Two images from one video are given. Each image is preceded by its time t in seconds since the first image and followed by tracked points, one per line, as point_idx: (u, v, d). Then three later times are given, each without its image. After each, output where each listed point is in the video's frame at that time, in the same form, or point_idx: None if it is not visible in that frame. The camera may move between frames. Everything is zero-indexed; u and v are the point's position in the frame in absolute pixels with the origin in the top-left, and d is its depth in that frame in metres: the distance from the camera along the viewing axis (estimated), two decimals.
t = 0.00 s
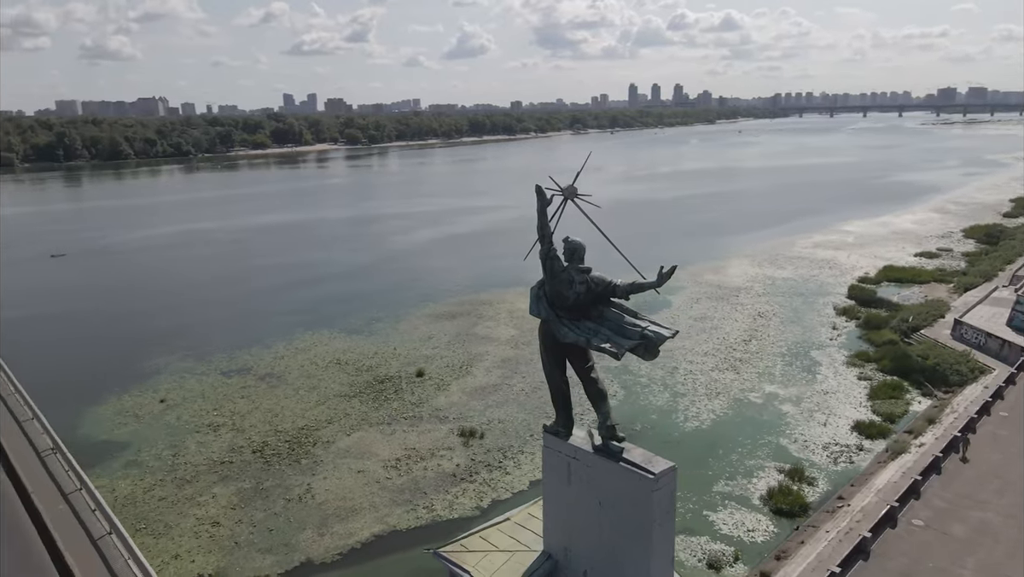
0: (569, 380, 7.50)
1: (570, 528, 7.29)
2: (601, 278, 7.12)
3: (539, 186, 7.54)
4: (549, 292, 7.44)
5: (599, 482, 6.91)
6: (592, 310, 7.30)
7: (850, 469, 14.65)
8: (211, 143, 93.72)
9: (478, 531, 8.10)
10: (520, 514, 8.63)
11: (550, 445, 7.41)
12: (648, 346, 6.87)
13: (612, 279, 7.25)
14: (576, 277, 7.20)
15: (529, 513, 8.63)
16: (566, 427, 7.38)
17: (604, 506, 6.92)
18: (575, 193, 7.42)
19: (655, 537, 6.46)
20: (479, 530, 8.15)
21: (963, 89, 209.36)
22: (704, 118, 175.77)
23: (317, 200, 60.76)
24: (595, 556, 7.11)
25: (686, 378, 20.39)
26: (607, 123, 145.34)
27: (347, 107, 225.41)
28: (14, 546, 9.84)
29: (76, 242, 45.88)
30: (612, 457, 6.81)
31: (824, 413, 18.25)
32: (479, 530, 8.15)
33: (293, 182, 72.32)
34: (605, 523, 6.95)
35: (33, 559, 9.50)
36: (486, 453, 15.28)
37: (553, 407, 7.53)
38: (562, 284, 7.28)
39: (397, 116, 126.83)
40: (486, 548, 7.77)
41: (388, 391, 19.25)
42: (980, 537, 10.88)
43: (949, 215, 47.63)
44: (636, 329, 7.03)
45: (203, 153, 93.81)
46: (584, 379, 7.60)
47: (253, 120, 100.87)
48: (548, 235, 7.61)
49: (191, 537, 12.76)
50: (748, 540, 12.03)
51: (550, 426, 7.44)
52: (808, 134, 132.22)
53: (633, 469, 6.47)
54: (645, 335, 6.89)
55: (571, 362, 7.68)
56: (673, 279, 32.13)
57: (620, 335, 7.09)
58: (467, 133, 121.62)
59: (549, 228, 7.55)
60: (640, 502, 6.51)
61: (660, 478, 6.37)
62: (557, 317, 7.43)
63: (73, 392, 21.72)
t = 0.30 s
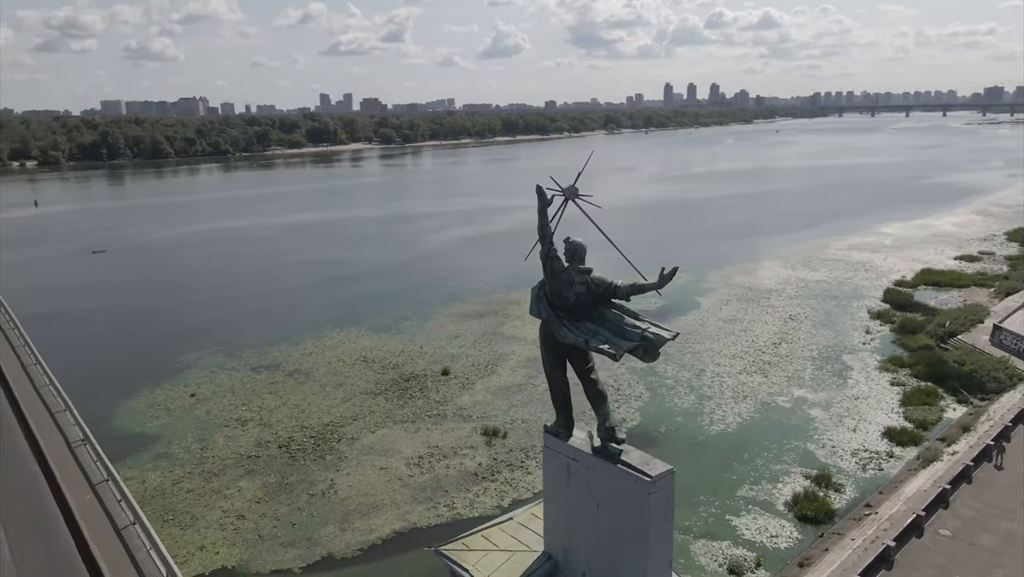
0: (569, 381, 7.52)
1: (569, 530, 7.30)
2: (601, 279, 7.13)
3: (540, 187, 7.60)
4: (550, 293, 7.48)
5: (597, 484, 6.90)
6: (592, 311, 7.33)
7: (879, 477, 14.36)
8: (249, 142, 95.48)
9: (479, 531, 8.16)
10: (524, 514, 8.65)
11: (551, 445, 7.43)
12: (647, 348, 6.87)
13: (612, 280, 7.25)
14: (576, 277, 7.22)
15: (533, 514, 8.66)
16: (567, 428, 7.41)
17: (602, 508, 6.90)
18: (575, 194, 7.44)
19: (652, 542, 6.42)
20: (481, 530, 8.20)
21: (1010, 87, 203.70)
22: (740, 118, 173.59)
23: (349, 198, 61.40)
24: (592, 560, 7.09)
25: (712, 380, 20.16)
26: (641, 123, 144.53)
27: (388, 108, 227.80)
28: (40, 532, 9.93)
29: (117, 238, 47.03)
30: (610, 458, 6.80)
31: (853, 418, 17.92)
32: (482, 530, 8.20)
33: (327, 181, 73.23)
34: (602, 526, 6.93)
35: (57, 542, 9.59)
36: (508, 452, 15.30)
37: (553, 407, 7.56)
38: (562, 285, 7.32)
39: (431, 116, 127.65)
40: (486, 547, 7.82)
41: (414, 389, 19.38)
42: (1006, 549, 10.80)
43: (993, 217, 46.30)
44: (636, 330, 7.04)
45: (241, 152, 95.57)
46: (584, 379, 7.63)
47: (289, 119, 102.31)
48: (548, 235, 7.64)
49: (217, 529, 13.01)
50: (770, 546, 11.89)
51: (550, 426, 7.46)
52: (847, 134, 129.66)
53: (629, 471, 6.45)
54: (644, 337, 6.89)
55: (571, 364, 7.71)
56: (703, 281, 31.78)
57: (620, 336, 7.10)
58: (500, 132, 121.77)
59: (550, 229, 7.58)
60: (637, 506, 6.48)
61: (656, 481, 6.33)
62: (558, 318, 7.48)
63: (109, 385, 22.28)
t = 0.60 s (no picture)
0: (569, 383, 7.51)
1: (568, 530, 7.28)
2: (601, 280, 7.09)
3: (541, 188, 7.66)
4: (550, 294, 7.50)
5: (595, 485, 6.88)
6: (591, 312, 7.31)
7: (909, 485, 14.04)
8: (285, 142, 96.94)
9: (481, 529, 8.20)
10: (527, 514, 8.65)
11: (551, 446, 7.43)
12: (646, 350, 6.81)
13: (611, 280, 7.20)
14: (576, 278, 7.23)
15: (536, 514, 8.66)
16: (567, 429, 7.39)
17: (600, 510, 6.88)
18: (576, 195, 7.47)
19: (648, 544, 6.38)
20: (483, 529, 8.23)
21: None
22: (777, 117, 171.12)
23: (382, 197, 61.95)
24: (590, 561, 7.07)
25: (740, 384, 19.89)
26: (676, 122, 143.36)
27: (424, 107, 229.54)
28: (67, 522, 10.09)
29: (157, 235, 48.16)
30: (608, 460, 6.78)
31: (884, 424, 17.54)
32: (483, 529, 8.22)
33: (361, 179, 74.00)
34: (600, 528, 6.90)
35: (84, 531, 9.80)
36: (531, 452, 15.29)
37: (554, 409, 7.55)
38: (562, 286, 7.34)
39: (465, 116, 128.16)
40: (487, 547, 7.84)
41: (439, 387, 19.49)
42: None
43: None
44: (635, 331, 6.98)
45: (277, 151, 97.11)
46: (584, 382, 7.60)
47: (325, 119, 103.63)
48: (548, 236, 7.65)
49: (242, 522, 13.24)
50: (794, 553, 11.74)
51: (551, 427, 7.46)
52: (888, 134, 126.88)
53: (625, 473, 6.44)
54: (643, 338, 6.82)
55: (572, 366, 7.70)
56: (733, 282, 31.38)
57: (619, 337, 7.05)
58: (534, 132, 121.71)
59: (551, 230, 7.62)
60: (633, 507, 6.45)
61: (652, 484, 6.31)
62: (558, 319, 7.48)
63: (143, 379, 22.80)
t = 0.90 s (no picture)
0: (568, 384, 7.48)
1: (566, 531, 7.26)
2: (600, 280, 7.05)
3: (539, 189, 7.64)
4: (549, 294, 7.47)
5: (592, 486, 6.86)
6: (590, 313, 7.27)
7: (940, 494, 13.72)
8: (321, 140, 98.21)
9: (482, 528, 8.19)
10: (530, 514, 8.63)
11: (551, 446, 7.41)
12: (645, 351, 6.77)
13: (609, 280, 7.16)
14: (575, 279, 7.20)
15: (539, 514, 8.63)
16: (566, 430, 7.36)
17: (597, 512, 6.84)
18: (575, 194, 7.42)
19: (643, 547, 6.35)
20: (484, 528, 8.22)
21: None
22: (816, 117, 168.33)
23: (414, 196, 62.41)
24: (588, 562, 7.04)
25: (768, 387, 19.59)
26: (711, 122, 141.83)
27: (459, 107, 230.70)
28: (95, 511, 10.36)
29: (194, 232, 49.15)
30: (605, 462, 6.75)
31: (916, 431, 17.14)
32: (485, 528, 8.22)
33: (395, 178, 74.66)
34: (597, 530, 6.87)
35: (110, 519, 10.10)
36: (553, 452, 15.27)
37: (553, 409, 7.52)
38: (560, 287, 7.32)
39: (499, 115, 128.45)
40: (487, 546, 7.83)
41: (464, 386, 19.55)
42: None
43: None
44: (634, 332, 6.94)
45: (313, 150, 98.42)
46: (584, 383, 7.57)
47: (360, 119, 104.71)
48: (548, 236, 7.63)
49: (265, 515, 13.45)
50: (817, 560, 11.57)
51: (550, 428, 7.43)
52: (931, 134, 123.84)
53: (621, 475, 6.42)
54: (641, 339, 6.79)
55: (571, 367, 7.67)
56: (765, 284, 30.93)
57: (617, 338, 7.01)
58: (567, 131, 121.42)
59: (550, 230, 7.59)
60: (629, 510, 6.42)
61: (647, 487, 6.28)
62: (557, 319, 7.46)
63: (175, 373, 23.28)
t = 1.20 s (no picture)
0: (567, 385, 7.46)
1: (564, 531, 7.25)
2: (598, 281, 7.01)
3: (538, 189, 7.61)
4: (548, 295, 7.45)
5: (589, 487, 6.83)
6: (588, 314, 7.24)
7: (972, 504, 13.38)
8: (355, 140, 99.28)
9: (482, 527, 8.20)
10: (531, 514, 8.62)
11: (550, 446, 7.40)
12: (643, 352, 6.76)
13: (608, 281, 7.13)
14: (574, 279, 7.17)
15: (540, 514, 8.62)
16: (564, 430, 7.35)
17: (593, 513, 6.82)
18: (575, 194, 7.37)
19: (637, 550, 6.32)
20: (484, 527, 8.23)
21: None
22: (855, 117, 165.20)
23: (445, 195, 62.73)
24: (584, 564, 7.02)
25: (797, 391, 19.28)
26: (747, 122, 139.98)
27: (494, 107, 231.60)
28: (120, 501, 10.64)
29: (229, 230, 50.04)
30: (601, 463, 6.72)
31: (949, 439, 16.73)
32: (485, 528, 8.23)
33: (426, 178, 75.10)
34: (593, 532, 6.84)
35: (134, 509, 10.36)
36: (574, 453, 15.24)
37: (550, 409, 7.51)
38: (559, 287, 7.29)
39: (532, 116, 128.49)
40: (487, 545, 7.85)
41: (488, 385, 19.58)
42: None
43: None
44: (632, 333, 6.94)
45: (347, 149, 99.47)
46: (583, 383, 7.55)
47: (394, 119, 105.59)
48: (548, 236, 7.62)
49: (289, 509, 13.65)
50: (841, 569, 11.39)
51: (549, 428, 7.42)
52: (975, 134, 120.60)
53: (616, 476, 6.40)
54: (639, 340, 6.79)
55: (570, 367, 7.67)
56: (797, 287, 30.46)
57: (616, 340, 7.00)
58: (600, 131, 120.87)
59: (550, 230, 7.55)
60: (624, 512, 6.39)
61: (641, 489, 6.25)
62: (555, 319, 7.43)
63: (206, 367, 23.75)
